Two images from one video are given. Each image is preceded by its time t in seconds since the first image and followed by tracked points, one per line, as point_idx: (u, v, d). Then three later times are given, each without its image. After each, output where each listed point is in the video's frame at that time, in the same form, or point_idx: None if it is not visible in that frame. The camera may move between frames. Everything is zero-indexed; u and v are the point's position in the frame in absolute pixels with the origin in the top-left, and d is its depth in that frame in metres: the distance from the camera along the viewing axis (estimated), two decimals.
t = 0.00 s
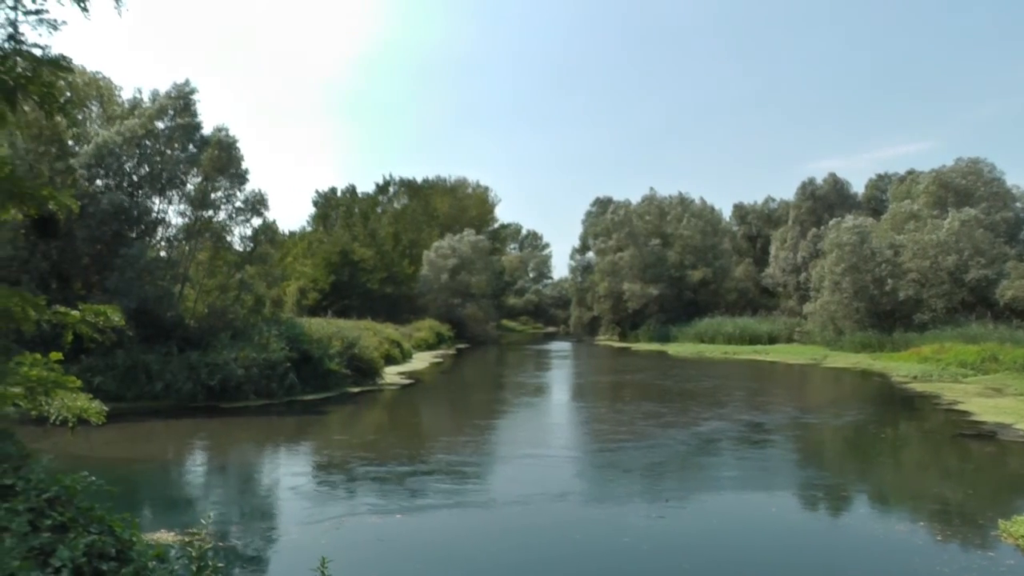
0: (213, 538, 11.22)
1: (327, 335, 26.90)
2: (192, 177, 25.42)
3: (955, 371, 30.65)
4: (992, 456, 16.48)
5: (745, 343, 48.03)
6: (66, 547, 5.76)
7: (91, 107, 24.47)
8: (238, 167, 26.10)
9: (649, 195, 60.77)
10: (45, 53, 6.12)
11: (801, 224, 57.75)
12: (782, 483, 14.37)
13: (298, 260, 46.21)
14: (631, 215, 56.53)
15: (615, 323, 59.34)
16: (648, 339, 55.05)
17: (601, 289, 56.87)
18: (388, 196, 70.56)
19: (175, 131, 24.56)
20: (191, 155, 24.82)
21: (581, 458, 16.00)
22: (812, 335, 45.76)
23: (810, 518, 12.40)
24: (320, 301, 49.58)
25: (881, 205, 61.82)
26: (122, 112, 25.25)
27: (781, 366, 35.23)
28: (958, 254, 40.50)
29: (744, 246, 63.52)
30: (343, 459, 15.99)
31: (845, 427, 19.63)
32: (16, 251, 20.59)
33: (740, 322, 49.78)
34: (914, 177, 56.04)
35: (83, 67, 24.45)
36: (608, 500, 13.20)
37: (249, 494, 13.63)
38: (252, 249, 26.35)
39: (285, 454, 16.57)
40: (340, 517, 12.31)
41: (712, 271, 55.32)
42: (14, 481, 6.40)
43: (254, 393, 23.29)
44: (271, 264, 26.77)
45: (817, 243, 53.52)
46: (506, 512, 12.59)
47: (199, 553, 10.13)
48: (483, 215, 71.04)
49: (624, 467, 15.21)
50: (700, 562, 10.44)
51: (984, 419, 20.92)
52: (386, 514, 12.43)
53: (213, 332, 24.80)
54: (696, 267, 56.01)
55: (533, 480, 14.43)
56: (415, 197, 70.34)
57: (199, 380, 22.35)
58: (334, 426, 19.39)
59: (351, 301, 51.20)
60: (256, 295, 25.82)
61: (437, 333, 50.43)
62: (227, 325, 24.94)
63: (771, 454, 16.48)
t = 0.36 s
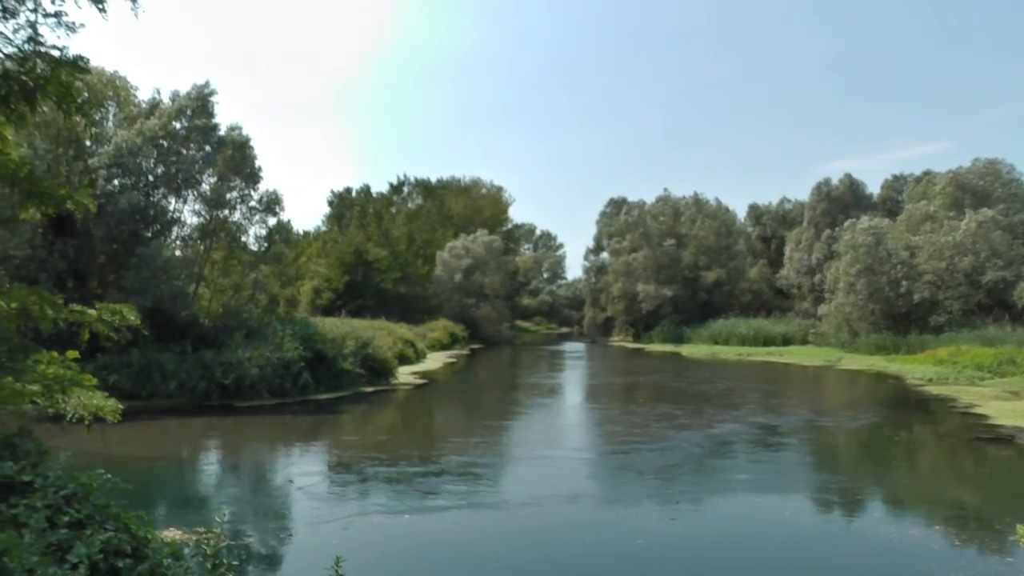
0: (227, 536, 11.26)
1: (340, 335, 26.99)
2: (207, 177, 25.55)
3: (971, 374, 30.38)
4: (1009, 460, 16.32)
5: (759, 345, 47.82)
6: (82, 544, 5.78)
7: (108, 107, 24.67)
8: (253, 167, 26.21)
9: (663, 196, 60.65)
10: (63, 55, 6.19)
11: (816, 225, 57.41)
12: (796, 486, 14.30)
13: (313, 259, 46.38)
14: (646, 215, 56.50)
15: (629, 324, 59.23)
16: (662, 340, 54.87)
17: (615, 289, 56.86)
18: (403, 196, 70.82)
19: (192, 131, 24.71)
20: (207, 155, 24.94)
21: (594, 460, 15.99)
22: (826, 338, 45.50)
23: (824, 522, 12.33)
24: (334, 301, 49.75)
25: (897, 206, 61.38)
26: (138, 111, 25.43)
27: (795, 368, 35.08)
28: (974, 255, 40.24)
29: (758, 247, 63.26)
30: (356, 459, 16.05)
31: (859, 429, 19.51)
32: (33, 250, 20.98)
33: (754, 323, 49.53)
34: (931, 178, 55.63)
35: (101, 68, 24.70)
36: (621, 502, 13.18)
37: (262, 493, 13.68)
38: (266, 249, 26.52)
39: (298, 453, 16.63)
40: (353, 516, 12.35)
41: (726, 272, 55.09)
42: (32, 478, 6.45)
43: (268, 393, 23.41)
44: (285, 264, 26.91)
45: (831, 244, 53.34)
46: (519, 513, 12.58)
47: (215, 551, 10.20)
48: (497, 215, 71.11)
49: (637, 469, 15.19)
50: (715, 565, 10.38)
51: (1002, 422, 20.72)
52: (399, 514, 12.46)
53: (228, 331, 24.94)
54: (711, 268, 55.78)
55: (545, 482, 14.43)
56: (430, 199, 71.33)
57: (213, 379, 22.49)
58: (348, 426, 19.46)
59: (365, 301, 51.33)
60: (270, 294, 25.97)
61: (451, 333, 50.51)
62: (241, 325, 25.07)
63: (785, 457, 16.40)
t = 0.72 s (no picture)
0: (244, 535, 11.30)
1: (356, 335, 27.09)
2: (224, 178, 25.71)
3: (991, 376, 30.06)
4: None
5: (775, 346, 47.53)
6: (102, 542, 5.84)
7: (126, 110, 24.90)
8: (268, 168, 26.34)
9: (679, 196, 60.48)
10: (83, 57, 6.19)
11: (832, 225, 57.04)
12: (813, 488, 14.21)
13: (328, 259, 46.56)
14: (661, 216, 56.41)
15: (645, 325, 59.09)
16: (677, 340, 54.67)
17: (630, 290, 56.87)
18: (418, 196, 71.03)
19: (209, 132, 24.85)
20: (224, 157, 25.09)
21: (609, 461, 15.95)
22: (843, 338, 45.19)
23: (841, 524, 12.27)
24: (349, 301, 49.90)
25: (915, 206, 60.85)
26: (157, 114, 25.67)
27: (811, 369, 34.89)
28: (994, 255, 39.74)
29: (774, 247, 62.94)
30: (371, 459, 16.09)
31: (876, 431, 19.38)
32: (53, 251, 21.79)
33: (770, 324, 49.24)
34: (949, 177, 55.16)
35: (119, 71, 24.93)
36: (635, 504, 13.14)
37: (278, 493, 13.74)
38: (281, 249, 26.67)
39: (313, 453, 16.70)
40: (369, 516, 12.39)
41: (742, 273, 54.82)
42: (53, 474, 6.38)
43: (283, 392, 23.50)
44: (301, 264, 27.05)
45: (848, 245, 53.12)
46: (533, 514, 12.58)
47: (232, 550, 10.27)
48: (512, 215, 71.15)
49: (652, 471, 15.15)
50: (731, 568, 10.34)
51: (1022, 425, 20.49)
52: (413, 513, 12.49)
53: (244, 330, 25.10)
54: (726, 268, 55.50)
55: (560, 483, 14.43)
56: (446, 199, 71.55)
57: (229, 378, 22.66)
58: (363, 426, 19.53)
59: (381, 301, 51.42)
60: (286, 294, 26.12)
61: (466, 333, 50.57)
62: (257, 324, 25.22)
63: (802, 459, 16.30)
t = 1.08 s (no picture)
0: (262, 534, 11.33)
1: (373, 335, 27.20)
2: (241, 179, 25.84)
3: (1012, 376, 29.74)
4: None
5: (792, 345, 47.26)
6: (122, 540, 5.91)
7: (142, 114, 25.00)
8: (285, 169, 26.49)
9: (695, 195, 60.26)
10: (102, 61, 6.32)
11: (850, 224, 56.63)
12: (832, 490, 14.11)
13: (345, 259, 46.83)
14: (677, 215, 56.17)
15: (661, 325, 59.01)
16: (694, 340, 54.49)
17: (647, 290, 56.91)
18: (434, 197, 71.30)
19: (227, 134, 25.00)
20: (242, 158, 25.24)
21: (626, 462, 15.92)
22: (860, 338, 44.90)
23: (860, 526, 12.18)
24: (365, 302, 50.11)
25: (934, 204, 60.25)
26: (174, 117, 25.88)
27: (829, 369, 34.69)
28: (1017, 254, 37.86)
29: (791, 246, 62.62)
30: (388, 459, 16.12)
31: (895, 432, 19.24)
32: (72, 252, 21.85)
33: (787, 324, 48.98)
34: (968, 175, 54.61)
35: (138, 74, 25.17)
36: (652, 505, 13.10)
37: (295, 492, 13.80)
38: (298, 250, 26.81)
39: (330, 453, 16.78)
40: (387, 516, 12.43)
41: (758, 272, 54.43)
42: (74, 473, 6.41)
43: (300, 392, 23.60)
44: (317, 265, 27.20)
45: (865, 243, 52.72)
46: (549, 514, 12.58)
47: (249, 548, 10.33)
48: (528, 215, 71.20)
49: (668, 472, 15.11)
50: (747, 569, 10.30)
51: None
52: (430, 514, 12.50)
53: (260, 331, 25.30)
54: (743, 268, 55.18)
55: (576, 483, 14.42)
56: (463, 198, 71.95)
57: (247, 378, 22.81)
58: (381, 426, 19.61)
59: (397, 301, 51.49)
60: (302, 295, 26.30)
61: (482, 333, 50.62)
62: (274, 325, 25.40)
63: (821, 460, 16.21)
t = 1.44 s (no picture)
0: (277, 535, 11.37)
1: (389, 336, 27.27)
2: (257, 180, 25.93)
3: None
4: None
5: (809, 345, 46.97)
6: (138, 540, 5.89)
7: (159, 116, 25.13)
8: (301, 170, 26.64)
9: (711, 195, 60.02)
10: (118, 64, 6.34)
11: (867, 223, 56.21)
12: (850, 491, 14.01)
13: (361, 260, 47.05)
14: (692, 215, 56.04)
15: (678, 324, 59.02)
16: (710, 340, 54.30)
17: (664, 289, 57.00)
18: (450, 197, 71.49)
19: (244, 135, 25.11)
20: (258, 160, 25.36)
21: (642, 463, 15.90)
22: (878, 337, 44.64)
23: (878, 527, 12.07)
24: (382, 302, 50.29)
25: (952, 201, 59.62)
26: (191, 119, 26.05)
27: (847, 369, 34.47)
28: None
29: (808, 245, 62.24)
30: (403, 459, 16.17)
31: (913, 433, 19.08)
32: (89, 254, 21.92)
33: (804, 323, 48.72)
34: (987, 172, 54.00)
35: (155, 77, 25.41)
36: (668, 507, 13.05)
37: (311, 493, 13.85)
38: (314, 250, 26.94)
39: (346, 453, 16.85)
40: (402, 516, 12.46)
41: (775, 272, 54.02)
42: (91, 474, 6.42)
43: (317, 393, 23.66)
44: (333, 265, 27.36)
45: (882, 242, 52.25)
46: (565, 515, 12.56)
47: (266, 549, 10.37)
48: (543, 215, 71.22)
49: (684, 473, 15.07)
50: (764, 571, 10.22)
51: None
52: (446, 514, 12.51)
53: (276, 332, 25.45)
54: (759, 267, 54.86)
55: (592, 484, 14.40)
56: (479, 198, 72.49)
57: (263, 379, 22.94)
58: (397, 426, 19.66)
59: (413, 302, 51.42)
60: (318, 295, 26.56)
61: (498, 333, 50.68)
62: (290, 325, 25.55)
63: (838, 461, 16.09)
